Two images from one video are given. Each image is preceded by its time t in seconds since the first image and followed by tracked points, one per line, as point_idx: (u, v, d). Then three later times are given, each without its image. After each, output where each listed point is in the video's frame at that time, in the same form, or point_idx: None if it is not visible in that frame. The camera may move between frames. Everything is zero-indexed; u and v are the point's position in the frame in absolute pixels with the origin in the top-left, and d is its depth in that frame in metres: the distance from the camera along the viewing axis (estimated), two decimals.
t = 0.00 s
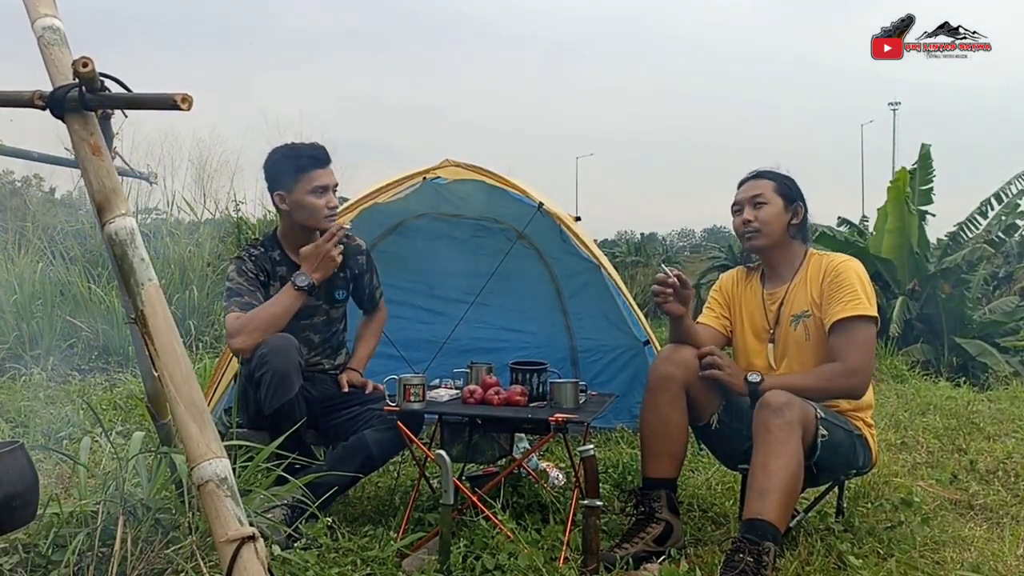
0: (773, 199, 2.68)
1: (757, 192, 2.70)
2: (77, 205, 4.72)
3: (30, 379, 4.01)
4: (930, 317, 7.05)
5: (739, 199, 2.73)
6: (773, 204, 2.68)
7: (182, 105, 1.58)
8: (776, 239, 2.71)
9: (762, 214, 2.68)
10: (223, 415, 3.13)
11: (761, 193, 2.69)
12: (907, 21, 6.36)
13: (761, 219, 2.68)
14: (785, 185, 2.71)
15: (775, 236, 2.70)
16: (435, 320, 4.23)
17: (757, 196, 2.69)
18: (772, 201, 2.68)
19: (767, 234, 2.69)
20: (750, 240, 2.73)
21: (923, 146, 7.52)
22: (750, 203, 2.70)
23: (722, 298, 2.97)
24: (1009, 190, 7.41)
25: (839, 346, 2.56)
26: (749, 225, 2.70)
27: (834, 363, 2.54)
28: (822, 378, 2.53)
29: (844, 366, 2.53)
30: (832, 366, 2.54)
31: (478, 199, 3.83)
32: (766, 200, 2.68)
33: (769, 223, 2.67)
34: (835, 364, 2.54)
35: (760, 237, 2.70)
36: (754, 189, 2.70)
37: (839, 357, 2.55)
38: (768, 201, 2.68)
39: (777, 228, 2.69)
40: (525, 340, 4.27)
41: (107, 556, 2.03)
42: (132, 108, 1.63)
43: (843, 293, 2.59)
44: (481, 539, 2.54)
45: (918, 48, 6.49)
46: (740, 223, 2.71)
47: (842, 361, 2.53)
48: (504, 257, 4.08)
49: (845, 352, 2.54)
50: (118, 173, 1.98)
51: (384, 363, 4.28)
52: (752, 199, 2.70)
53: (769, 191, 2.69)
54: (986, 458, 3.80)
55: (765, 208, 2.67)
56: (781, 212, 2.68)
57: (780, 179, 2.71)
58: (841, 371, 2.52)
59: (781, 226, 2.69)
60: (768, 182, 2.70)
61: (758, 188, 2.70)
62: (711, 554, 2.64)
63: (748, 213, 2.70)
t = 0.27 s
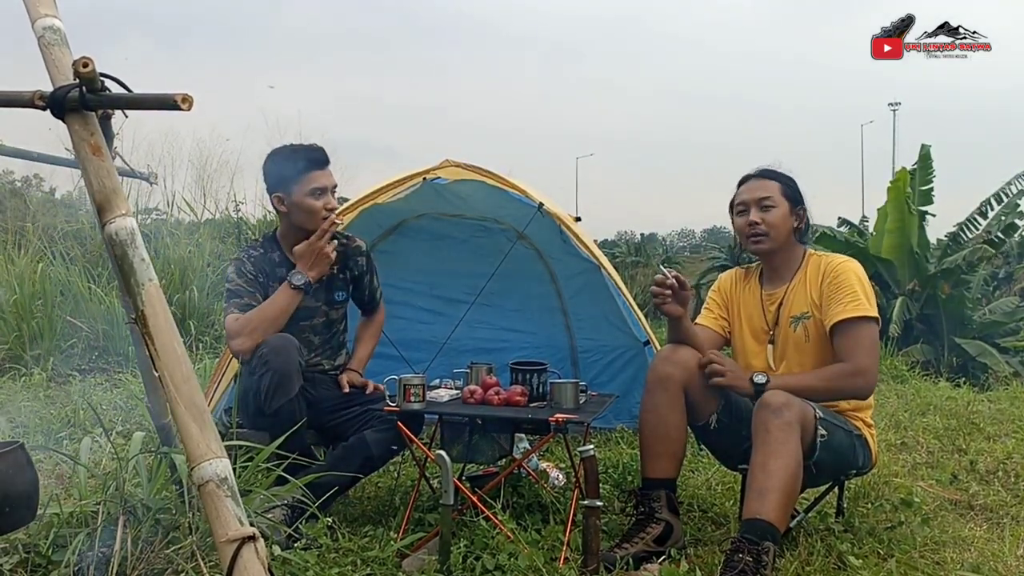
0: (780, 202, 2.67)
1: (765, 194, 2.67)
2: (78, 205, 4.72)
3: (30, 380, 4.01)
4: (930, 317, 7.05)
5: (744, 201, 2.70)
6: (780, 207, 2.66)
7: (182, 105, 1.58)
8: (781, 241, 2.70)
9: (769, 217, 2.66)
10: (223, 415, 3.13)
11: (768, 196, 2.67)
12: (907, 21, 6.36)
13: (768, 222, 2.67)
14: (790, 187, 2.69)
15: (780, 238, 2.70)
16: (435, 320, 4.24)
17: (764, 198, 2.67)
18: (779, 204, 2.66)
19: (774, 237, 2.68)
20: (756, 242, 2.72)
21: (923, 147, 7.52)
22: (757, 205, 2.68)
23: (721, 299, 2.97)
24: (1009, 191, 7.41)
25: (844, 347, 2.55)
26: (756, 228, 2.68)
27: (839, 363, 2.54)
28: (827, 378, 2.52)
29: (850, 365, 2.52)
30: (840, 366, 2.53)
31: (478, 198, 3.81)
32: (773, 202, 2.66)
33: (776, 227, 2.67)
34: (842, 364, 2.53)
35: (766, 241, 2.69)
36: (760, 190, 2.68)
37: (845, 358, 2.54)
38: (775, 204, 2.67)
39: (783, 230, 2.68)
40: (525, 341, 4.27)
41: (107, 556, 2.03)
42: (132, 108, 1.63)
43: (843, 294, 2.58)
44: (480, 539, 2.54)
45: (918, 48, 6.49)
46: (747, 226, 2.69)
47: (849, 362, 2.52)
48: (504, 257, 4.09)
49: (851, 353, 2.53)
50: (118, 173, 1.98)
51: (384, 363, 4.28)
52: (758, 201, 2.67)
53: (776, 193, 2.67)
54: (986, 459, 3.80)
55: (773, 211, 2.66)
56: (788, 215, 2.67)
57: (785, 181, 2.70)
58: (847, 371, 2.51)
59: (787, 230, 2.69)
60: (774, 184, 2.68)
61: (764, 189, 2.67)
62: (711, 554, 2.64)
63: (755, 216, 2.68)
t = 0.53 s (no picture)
0: (779, 207, 2.66)
1: (763, 199, 2.65)
2: (77, 205, 4.72)
3: (30, 380, 4.00)
4: (930, 317, 7.04)
5: (742, 206, 2.68)
6: (779, 213, 2.65)
7: (183, 106, 1.58)
8: (780, 246, 2.70)
9: (768, 223, 2.65)
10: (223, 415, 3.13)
11: (766, 201, 2.65)
12: (907, 21, 6.37)
13: (767, 227, 2.66)
14: (788, 190, 2.68)
15: (779, 243, 2.69)
16: (436, 321, 4.24)
17: (763, 204, 2.65)
18: (778, 209, 2.65)
19: (773, 242, 2.68)
20: (755, 247, 2.71)
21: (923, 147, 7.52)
22: (755, 211, 2.66)
23: (720, 300, 2.96)
24: (1009, 191, 7.41)
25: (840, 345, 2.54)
26: (756, 233, 2.67)
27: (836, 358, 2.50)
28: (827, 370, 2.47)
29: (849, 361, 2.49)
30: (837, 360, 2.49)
31: (477, 198, 3.80)
32: (772, 207, 2.65)
33: (775, 232, 2.66)
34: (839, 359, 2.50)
35: (765, 246, 2.69)
36: (758, 195, 2.66)
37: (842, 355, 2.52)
38: (773, 209, 2.65)
39: (782, 235, 2.68)
40: (525, 341, 4.27)
41: (107, 557, 2.03)
42: (132, 109, 1.63)
43: (842, 297, 2.58)
44: (480, 539, 2.54)
45: (918, 48, 6.50)
46: (746, 231, 2.68)
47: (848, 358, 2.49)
48: (504, 257, 4.09)
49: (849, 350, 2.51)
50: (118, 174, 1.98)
51: (384, 363, 4.28)
52: (757, 206, 2.65)
53: (775, 198, 2.65)
54: (986, 459, 3.80)
55: (772, 216, 2.65)
56: (786, 220, 2.67)
57: (782, 184, 2.68)
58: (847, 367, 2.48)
59: (785, 234, 2.69)
60: (772, 188, 2.66)
61: (763, 194, 2.65)
62: (711, 555, 2.64)
63: (753, 221, 2.67)
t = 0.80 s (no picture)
0: (767, 212, 2.64)
1: (751, 205, 2.64)
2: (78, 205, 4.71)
3: (30, 381, 4.00)
4: (930, 318, 7.04)
5: (731, 212, 2.68)
6: (767, 218, 2.64)
7: (183, 106, 1.59)
8: (772, 250, 2.69)
9: (757, 229, 2.65)
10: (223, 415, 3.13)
11: (754, 207, 2.64)
12: (907, 21, 6.37)
13: (756, 234, 2.66)
14: (777, 194, 2.65)
15: (770, 248, 2.69)
16: (436, 321, 4.24)
17: (750, 211, 2.64)
18: (766, 215, 2.64)
19: (764, 248, 2.68)
20: (746, 253, 2.71)
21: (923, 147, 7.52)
22: (744, 217, 2.66)
23: (719, 302, 2.97)
24: (1009, 192, 7.41)
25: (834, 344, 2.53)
26: (745, 240, 2.67)
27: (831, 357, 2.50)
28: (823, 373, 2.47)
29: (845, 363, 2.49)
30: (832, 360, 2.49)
31: (478, 199, 3.80)
32: (760, 214, 2.64)
33: (764, 238, 2.66)
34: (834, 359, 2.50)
35: (756, 252, 2.69)
36: (746, 202, 2.65)
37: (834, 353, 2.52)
38: (761, 215, 2.64)
39: (772, 240, 2.67)
40: (525, 341, 4.28)
41: (107, 557, 2.03)
42: (132, 109, 1.63)
43: (839, 300, 2.58)
44: (481, 540, 2.54)
45: (918, 48, 6.51)
46: (735, 238, 2.69)
47: (844, 356, 2.49)
48: (504, 257, 4.09)
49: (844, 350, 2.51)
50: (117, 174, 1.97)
51: (384, 364, 4.29)
52: (744, 213, 2.65)
53: (763, 204, 2.64)
54: (986, 459, 3.80)
55: (760, 223, 2.64)
56: (776, 225, 2.65)
57: (771, 189, 2.66)
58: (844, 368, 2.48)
59: (777, 239, 2.68)
60: (760, 194, 2.64)
61: (750, 201, 2.65)
62: (711, 555, 2.64)
63: (742, 228, 2.67)
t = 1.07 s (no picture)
0: (747, 211, 2.67)
1: (733, 204, 2.70)
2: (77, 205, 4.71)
3: (30, 381, 4.00)
4: (930, 318, 7.04)
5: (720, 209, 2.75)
6: (745, 217, 2.67)
7: (183, 107, 1.59)
8: (754, 249, 2.70)
9: (736, 228, 2.69)
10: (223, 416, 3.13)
11: (736, 205, 2.69)
12: (907, 21, 6.37)
13: (736, 232, 2.69)
14: (761, 193, 2.67)
15: (752, 248, 2.70)
16: (436, 322, 4.24)
17: (731, 209, 2.70)
18: (745, 214, 2.67)
19: (743, 247, 2.70)
20: (733, 251, 2.75)
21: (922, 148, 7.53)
22: (727, 215, 2.72)
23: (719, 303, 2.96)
24: (1009, 192, 7.41)
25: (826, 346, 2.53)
26: (729, 238, 2.72)
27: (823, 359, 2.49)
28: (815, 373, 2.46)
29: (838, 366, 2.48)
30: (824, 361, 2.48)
31: (479, 201, 3.83)
32: (739, 212, 2.68)
33: (742, 237, 2.68)
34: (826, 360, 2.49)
35: (738, 251, 2.72)
36: (732, 200, 2.71)
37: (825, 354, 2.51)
38: (741, 214, 2.68)
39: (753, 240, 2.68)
40: (526, 342, 4.28)
41: (106, 557, 2.03)
42: (131, 109, 1.63)
43: (834, 306, 2.58)
44: (480, 540, 2.54)
45: (918, 48, 6.52)
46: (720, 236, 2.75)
47: (836, 360, 2.48)
48: (504, 258, 4.09)
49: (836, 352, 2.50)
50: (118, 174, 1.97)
51: (384, 364, 4.29)
52: (728, 211, 2.71)
53: (743, 203, 2.68)
54: (986, 460, 3.80)
55: (738, 221, 2.67)
56: (754, 224, 2.66)
57: (757, 188, 2.68)
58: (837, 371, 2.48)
59: (758, 238, 2.68)
60: (743, 193, 2.68)
61: (734, 199, 2.70)
62: (711, 555, 2.64)
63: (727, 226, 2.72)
